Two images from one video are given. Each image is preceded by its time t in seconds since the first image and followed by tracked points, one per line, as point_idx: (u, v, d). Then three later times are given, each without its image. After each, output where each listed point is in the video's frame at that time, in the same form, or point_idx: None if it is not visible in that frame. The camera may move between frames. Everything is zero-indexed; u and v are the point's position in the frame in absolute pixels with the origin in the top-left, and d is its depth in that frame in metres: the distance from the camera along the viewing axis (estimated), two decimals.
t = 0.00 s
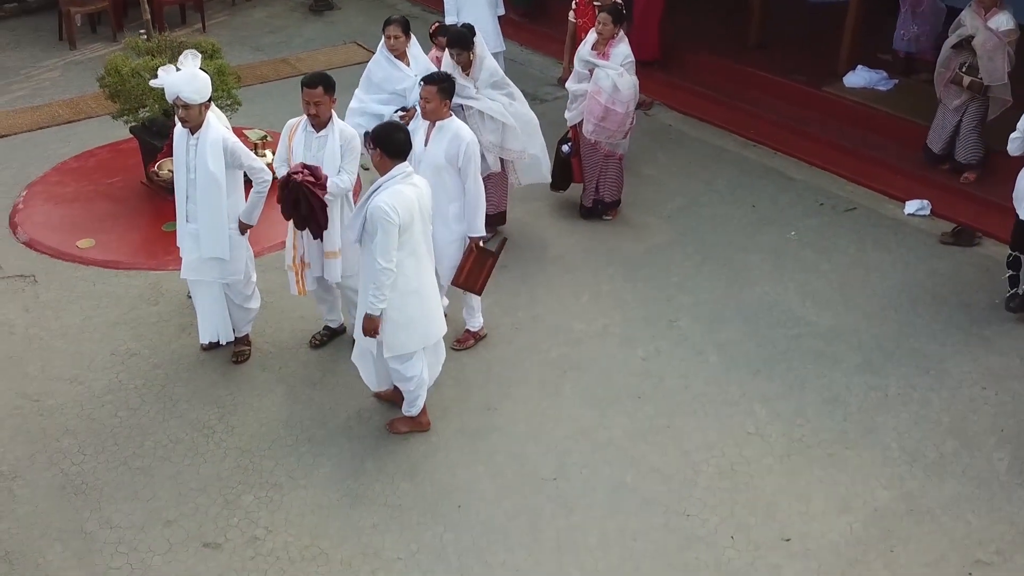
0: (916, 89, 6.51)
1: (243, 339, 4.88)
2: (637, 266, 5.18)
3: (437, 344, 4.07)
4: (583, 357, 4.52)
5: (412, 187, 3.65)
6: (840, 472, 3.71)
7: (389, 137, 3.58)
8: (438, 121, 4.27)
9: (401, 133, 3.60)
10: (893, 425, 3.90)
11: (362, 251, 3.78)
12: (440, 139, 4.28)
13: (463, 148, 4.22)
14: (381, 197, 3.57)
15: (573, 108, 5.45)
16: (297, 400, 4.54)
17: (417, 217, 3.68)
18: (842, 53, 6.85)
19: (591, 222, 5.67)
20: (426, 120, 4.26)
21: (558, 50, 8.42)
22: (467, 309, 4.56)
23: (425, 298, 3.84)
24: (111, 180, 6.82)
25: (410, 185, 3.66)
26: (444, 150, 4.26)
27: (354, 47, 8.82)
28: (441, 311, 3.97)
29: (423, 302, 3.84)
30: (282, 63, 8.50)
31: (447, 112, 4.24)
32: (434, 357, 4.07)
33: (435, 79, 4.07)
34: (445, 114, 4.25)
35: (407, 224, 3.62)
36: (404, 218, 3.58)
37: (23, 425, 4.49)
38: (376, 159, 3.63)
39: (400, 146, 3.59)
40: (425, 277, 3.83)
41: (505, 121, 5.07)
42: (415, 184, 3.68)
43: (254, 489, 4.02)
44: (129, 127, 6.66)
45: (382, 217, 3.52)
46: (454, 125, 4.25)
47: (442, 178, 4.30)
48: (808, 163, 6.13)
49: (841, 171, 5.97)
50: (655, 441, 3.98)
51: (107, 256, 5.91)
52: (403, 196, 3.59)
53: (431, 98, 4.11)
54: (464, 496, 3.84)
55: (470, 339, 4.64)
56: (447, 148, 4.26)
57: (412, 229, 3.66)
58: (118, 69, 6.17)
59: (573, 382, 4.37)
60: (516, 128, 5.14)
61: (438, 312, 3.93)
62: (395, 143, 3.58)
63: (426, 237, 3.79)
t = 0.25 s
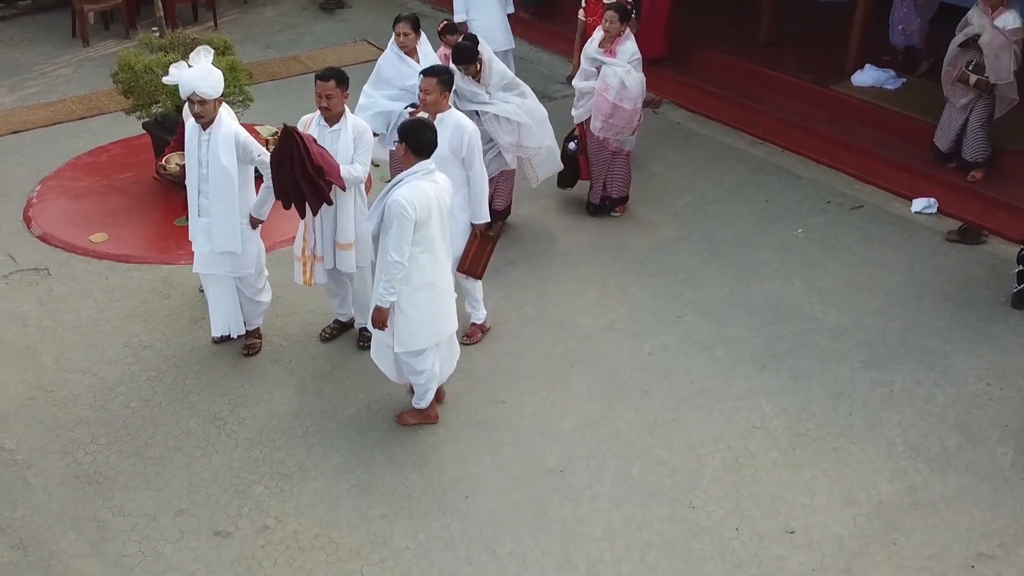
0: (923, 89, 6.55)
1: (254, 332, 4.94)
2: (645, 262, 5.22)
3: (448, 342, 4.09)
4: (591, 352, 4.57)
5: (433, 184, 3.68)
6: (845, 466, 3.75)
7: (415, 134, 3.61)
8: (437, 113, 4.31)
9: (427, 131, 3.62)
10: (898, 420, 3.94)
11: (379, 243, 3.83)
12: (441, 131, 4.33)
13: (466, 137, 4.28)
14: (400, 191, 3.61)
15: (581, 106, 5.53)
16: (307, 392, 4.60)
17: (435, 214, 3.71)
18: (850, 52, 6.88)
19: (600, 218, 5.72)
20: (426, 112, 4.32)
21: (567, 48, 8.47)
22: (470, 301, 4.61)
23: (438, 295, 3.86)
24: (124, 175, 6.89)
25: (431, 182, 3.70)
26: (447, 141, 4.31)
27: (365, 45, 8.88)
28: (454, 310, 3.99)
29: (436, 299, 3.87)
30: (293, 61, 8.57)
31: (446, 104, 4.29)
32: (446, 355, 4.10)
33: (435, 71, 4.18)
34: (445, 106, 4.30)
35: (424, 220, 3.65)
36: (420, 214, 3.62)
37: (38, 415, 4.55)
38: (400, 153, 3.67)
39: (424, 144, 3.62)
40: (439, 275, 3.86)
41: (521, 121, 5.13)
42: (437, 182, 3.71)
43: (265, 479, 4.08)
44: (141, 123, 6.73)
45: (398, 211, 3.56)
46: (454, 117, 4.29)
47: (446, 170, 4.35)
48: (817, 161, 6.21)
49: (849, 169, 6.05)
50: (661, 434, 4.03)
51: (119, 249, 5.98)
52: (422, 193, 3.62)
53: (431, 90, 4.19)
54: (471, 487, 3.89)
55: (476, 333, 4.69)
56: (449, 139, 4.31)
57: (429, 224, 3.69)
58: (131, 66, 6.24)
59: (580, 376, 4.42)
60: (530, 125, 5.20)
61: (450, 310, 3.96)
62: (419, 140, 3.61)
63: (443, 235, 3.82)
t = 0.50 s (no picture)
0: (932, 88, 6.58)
1: (265, 326, 4.99)
2: (653, 259, 5.26)
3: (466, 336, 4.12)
4: (598, 347, 4.61)
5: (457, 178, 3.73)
6: (850, 461, 3.78)
7: (442, 127, 3.65)
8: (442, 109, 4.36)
9: (452, 126, 3.66)
10: (903, 417, 3.98)
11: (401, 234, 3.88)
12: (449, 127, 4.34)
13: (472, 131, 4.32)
14: (424, 182, 3.66)
15: (589, 104, 5.59)
16: (317, 385, 4.65)
17: (457, 207, 3.75)
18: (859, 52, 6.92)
19: (608, 216, 5.76)
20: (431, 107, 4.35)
21: (577, 47, 8.51)
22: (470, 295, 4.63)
23: (458, 288, 3.90)
24: (137, 171, 6.96)
25: (454, 175, 3.74)
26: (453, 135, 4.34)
27: (376, 43, 8.94)
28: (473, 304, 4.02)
29: (456, 292, 3.90)
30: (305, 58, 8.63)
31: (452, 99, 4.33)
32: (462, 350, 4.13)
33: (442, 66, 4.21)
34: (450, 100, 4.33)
35: (445, 212, 3.70)
36: (442, 206, 3.66)
37: (52, 406, 4.62)
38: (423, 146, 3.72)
39: (449, 138, 3.66)
40: (460, 268, 3.90)
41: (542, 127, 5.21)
42: (460, 175, 3.76)
43: (275, 470, 4.13)
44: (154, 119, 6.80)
45: (420, 201, 3.61)
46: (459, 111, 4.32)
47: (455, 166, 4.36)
48: (825, 159, 6.24)
49: (857, 167, 6.08)
50: (667, 428, 4.07)
51: (132, 244, 6.04)
52: (445, 185, 3.67)
53: (437, 85, 4.23)
54: (479, 479, 3.93)
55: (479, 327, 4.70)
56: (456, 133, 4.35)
57: (450, 217, 3.73)
58: (145, 62, 6.30)
59: (587, 370, 4.46)
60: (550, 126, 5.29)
61: (469, 304, 4.00)
62: (445, 134, 3.65)
63: (465, 229, 3.86)
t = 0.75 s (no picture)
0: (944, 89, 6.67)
1: (279, 319, 5.06)
2: (664, 256, 5.31)
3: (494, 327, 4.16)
4: (609, 341, 4.66)
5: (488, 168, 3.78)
6: (857, 455, 3.83)
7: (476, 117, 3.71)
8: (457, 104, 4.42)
9: (484, 116, 3.71)
10: (911, 412, 4.03)
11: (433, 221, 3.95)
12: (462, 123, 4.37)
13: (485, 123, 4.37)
14: (455, 170, 3.73)
15: (602, 101, 5.68)
16: (331, 376, 4.71)
17: (488, 196, 3.80)
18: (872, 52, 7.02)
19: (620, 213, 5.81)
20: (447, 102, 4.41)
21: (589, 46, 8.56)
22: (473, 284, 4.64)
23: (489, 277, 3.94)
24: (153, 166, 7.04)
25: (485, 165, 3.79)
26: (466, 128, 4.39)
27: (390, 41, 9.02)
28: (503, 294, 4.06)
29: (487, 281, 3.95)
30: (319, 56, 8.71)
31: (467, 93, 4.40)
32: (489, 340, 4.15)
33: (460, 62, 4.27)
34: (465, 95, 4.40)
35: (475, 200, 3.75)
36: (472, 194, 3.72)
37: (70, 396, 4.69)
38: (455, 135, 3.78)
39: (481, 127, 3.72)
40: (491, 257, 3.94)
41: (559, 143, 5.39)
42: (492, 165, 3.81)
43: (288, 460, 4.19)
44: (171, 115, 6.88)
45: (450, 188, 3.67)
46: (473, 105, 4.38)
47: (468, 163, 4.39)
48: (835, 159, 6.28)
49: (867, 166, 6.12)
50: (677, 422, 4.11)
51: (148, 237, 6.12)
52: (475, 174, 3.73)
53: (453, 81, 4.29)
54: (489, 470, 3.98)
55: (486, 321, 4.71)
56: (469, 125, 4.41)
57: (480, 205, 3.78)
58: (162, 58, 6.38)
59: (597, 364, 4.51)
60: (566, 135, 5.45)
61: (499, 293, 4.03)
62: (477, 123, 3.71)
63: (496, 219, 3.90)
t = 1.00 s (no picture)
0: (954, 88, 6.70)
1: (291, 314, 5.10)
2: (674, 254, 5.35)
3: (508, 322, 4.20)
4: (618, 338, 4.69)
5: (509, 165, 3.82)
6: (865, 452, 3.86)
7: (500, 115, 3.74)
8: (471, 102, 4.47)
9: (508, 115, 3.74)
10: (919, 410, 4.06)
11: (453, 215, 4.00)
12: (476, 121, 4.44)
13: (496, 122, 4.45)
14: (477, 166, 3.76)
15: (613, 99, 5.72)
16: (342, 371, 4.76)
17: (508, 193, 3.84)
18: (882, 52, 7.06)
19: (630, 211, 5.85)
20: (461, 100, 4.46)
21: (600, 45, 8.60)
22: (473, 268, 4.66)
23: (506, 273, 3.99)
24: (166, 163, 7.10)
25: (508, 162, 3.82)
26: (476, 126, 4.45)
27: (401, 40, 9.07)
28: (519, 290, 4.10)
29: (503, 276, 3.99)
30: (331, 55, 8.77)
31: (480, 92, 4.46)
32: (502, 335, 4.21)
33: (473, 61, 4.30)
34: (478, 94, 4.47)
35: (495, 197, 3.79)
36: (493, 190, 3.75)
37: (84, 389, 4.74)
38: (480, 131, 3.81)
39: (505, 124, 3.74)
40: (509, 253, 3.98)
41: (569, 152, 5.59)
42: (513, 162, 3.85)
43: (300, 454, 4.23)
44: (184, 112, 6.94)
45: (472, 184, 3.71)
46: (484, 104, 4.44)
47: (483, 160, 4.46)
48: (845, 159, 6.30)
49: (877, 165, 6.14)
50: (685, 418, 4.14)
51: (161, 233, 6.18)
52: (497, 170, 3.76)
53: (467, 79, 4.32)
54: (499, 465, 4.01)
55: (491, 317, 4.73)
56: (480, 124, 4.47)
57: (500, 202, 3.82)
58: (176, 56, 6.43)
59: (607, 361, 4.54)
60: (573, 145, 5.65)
61: (515, 289, 4.07)
62: (501, 121, 3.74)
63: (515, 215, 3.94)
